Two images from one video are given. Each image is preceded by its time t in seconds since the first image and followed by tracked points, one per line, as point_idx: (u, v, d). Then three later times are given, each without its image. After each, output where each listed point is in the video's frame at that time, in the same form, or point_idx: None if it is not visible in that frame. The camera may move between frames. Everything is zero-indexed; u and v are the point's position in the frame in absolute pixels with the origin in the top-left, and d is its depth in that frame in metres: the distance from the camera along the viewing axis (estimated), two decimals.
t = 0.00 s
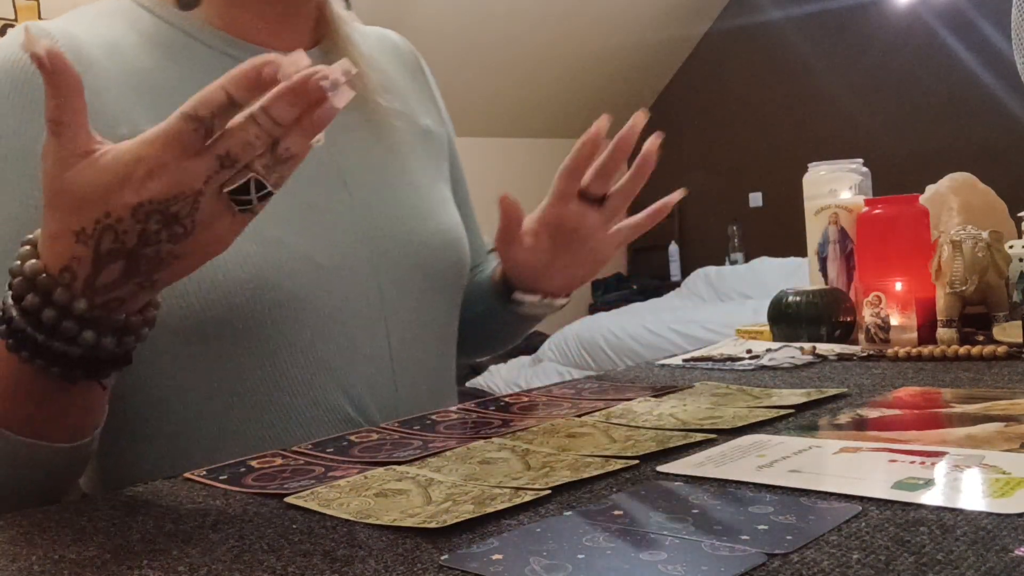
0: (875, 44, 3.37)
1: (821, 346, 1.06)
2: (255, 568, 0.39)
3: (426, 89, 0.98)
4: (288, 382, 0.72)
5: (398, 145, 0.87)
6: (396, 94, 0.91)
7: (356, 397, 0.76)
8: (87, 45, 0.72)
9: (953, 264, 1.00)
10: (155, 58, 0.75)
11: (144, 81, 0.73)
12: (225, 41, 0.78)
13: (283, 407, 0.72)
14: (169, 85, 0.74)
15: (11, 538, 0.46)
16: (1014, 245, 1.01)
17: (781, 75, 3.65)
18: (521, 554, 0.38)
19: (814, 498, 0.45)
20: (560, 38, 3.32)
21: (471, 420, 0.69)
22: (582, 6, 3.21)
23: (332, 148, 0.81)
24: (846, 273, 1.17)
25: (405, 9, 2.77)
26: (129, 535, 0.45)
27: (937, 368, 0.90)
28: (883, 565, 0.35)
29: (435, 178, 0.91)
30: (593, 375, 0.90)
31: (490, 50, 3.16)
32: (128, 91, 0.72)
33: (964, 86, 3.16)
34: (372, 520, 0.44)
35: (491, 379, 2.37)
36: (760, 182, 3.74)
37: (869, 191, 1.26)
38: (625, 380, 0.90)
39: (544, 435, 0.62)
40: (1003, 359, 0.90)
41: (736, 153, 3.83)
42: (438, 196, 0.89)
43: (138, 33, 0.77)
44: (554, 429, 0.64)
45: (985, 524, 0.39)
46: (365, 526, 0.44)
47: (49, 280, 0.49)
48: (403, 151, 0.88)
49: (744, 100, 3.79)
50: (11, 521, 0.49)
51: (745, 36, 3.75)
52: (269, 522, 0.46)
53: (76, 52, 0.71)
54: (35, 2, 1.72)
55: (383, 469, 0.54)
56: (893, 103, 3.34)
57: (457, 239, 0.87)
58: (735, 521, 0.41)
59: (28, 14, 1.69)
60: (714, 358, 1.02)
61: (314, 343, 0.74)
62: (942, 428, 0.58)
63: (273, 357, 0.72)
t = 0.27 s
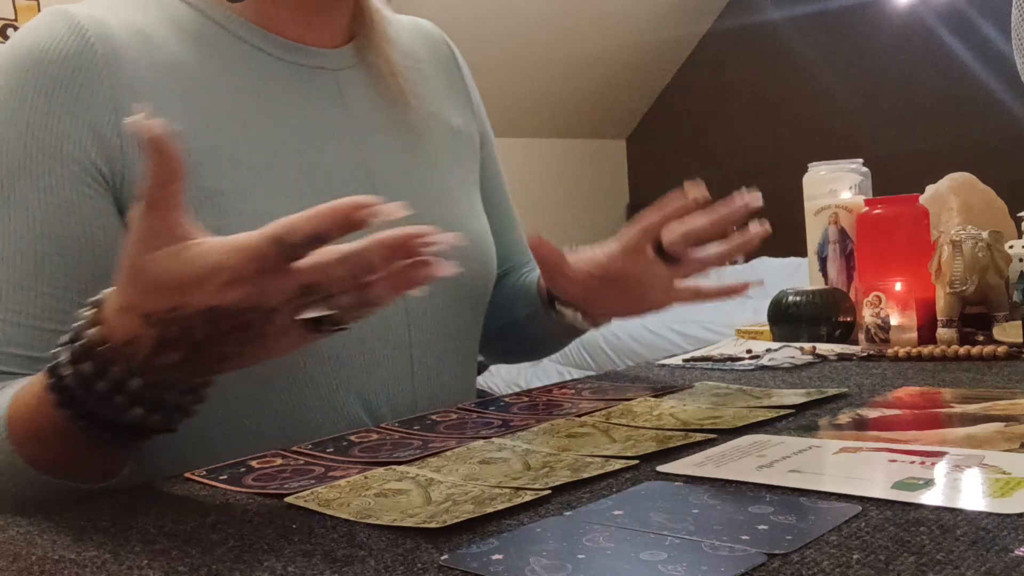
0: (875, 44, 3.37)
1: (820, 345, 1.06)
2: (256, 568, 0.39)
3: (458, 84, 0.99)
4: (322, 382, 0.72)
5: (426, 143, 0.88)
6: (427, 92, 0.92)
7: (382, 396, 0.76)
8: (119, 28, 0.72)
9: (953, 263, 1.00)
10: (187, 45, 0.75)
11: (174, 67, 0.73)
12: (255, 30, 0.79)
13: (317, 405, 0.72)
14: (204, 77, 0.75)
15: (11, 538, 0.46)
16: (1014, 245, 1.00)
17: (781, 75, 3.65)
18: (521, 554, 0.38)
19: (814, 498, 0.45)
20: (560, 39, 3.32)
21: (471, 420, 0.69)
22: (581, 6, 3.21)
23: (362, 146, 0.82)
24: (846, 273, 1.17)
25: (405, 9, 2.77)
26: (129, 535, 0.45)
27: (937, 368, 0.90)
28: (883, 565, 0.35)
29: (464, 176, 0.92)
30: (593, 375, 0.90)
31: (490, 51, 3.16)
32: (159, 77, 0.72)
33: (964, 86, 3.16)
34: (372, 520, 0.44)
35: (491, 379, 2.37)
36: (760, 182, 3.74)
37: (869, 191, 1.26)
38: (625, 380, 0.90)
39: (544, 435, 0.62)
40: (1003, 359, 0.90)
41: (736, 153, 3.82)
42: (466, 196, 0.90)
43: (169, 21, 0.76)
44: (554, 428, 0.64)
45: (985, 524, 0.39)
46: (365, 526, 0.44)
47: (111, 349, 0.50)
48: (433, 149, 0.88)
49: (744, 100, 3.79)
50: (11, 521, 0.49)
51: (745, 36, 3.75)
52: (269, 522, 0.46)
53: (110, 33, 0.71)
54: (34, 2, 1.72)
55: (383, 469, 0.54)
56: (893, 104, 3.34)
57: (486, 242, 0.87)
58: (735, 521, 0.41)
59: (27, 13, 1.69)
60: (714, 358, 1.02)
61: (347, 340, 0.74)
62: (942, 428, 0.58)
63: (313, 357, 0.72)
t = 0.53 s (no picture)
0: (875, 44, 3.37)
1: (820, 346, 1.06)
2: (256, 568, 0.39)
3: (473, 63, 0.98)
4: (325, 384, 0.72)
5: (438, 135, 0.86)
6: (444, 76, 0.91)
7: (387, 398, 0.76)
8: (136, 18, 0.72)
9: (952, 263, 1.00)
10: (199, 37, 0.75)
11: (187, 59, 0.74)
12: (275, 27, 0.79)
13: (320, 405, 0.72)
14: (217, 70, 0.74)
15: (11, 538, 0.45)
16: (1013, 244, 0.99)
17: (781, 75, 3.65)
18: (521, 554, 0.38)
19: (813, 498, 0.45)
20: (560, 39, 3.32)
21: (471, 420, 0.69)
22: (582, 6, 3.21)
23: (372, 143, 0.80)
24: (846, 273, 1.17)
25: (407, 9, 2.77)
26: (129, 535, 0.45)
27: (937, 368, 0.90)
28: (883, 565, 0.35)
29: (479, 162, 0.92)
30: (593, 375, 0.90)
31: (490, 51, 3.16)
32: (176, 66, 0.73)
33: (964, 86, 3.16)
34: (372, 520, 0.44)
35: (491, 379, 2.37)
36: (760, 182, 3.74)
37: (869, 191, 1.26)
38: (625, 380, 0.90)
39: (543, 435, 0.62)
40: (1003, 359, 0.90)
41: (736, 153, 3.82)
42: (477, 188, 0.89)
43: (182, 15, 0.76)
44: (554, 428, 0.64)
45: (985, 524, 0.39)
46: (365, 526, 0.44)
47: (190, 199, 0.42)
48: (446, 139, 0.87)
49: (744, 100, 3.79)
50: (11, 521, 0.49)
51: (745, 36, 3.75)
52: (269, 522, 0.46)
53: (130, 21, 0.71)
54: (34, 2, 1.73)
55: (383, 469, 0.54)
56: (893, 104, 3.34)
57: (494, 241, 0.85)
58: (735, 521, 0.41)
59: (27, 13, 1.69)
60: (714, 358, 1.02)
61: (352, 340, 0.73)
62: (942, 428, 0.58)
63: (322, 360, 0.72)
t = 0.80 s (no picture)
0: (875, 44, 3.37)
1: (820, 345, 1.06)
2: (256, 568, 0.39)
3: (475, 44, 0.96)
4: (323, 384, 0.72)
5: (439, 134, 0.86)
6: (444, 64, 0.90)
7: (386, 398, 0.76)
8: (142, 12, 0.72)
9: (952, 263, 1.00)
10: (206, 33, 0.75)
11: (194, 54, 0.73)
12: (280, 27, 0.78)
13: (317, 405, 0.72)
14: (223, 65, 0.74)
15: (11, 538, 0.45)
16: (1014, 244, 0.98)
17: (781, 75, 3.66)
18: (521, 554, 0.38)
19: (813, 498, 0.45)
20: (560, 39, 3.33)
21: (471, 420, 0.69)
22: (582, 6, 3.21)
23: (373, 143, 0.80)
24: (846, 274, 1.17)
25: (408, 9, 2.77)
26: (129, 535, 0.45)
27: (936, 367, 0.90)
28: (883, 565, 0.35)
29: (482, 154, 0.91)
30: (593, 375, 0.90)
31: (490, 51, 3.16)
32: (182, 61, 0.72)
33: (964, 86, 3.17)
34: (371, 520, 0.44)
35: (491, 380, 2.37)
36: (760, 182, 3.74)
37: (869, 191, 1.26)
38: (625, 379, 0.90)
39: (543, 435, 0.62)
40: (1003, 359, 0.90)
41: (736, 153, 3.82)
42: (479, 186, 0.88)
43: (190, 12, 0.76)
44: (554, 428, 0.64)
45: (985, 524, 0.39)
46: (365, 526, 0.44)
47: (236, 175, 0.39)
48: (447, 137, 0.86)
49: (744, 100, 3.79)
50: (11, 521, 0.49)
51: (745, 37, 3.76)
52: (269, 523, 0.46)
53: (138, 16, 0.71)
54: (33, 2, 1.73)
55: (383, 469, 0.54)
56: (893, 104, 3.34)
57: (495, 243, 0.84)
58: (735, 521, 0.41)
59: (27, 13, 1.69)
60: (714, 358, 1.02)
61: (351, 341, 0.73)
62: (942, 428, 0.58)
63: (321, 361, 0.71)
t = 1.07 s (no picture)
0: (875, 44, 3.37)
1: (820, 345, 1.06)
2: (256, 568, 0.39)
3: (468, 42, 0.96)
4: (324, 384, 0.72)
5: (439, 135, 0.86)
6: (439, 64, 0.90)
7: (387, 397, 0.76)
8: (144, 11, 0.71)
9: (953, 263, 1.00)
10: (208, 34, 0.75)
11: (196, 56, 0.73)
12: (277, 28, 0.77)
13: (318, 405, 0.72)
14: (226, 68, 0.74)
15: (11, 538, 0.45)
16: (1013, 245, 0.99)
17: (781, 75, 3.65)
18: (521, 554, 0.38)
19: (813, 498, 0.45)
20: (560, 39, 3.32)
21: (471, 420, 0.69)
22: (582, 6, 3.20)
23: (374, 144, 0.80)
24: (846, 274, 1.17)
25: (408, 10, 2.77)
26: (129, 535, 0.45)
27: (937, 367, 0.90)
28: (883, 565, 0.35)
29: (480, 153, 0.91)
30: (594, 375, 0.90)
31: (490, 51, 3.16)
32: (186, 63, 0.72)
33: (965, 86, 3.17)
34: (371, 520, 0.44)
35: (491, 380, 2.37)
36: (760, 182, 3.74)
37: (869, 191, 1.26)
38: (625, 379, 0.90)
39: (543, 435, 0.62)
40: (1003, 359, 0.90)
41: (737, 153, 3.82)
42: (479, 186, 0.89)
43: (192, 14, 0.76)
44: (554, 428, 0.64)
45: (986, 524, 0.39)
46: (365, 526, 0.44)
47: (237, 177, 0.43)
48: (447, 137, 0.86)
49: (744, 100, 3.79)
50: (11, 522, 0.49)
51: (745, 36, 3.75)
52: (269, 522, 0.46)
53: (139, 15, 0.70)
54: (33, 2, 1.74)
55: (383, 469, 0.54)
56: (894, 104, 3.34)
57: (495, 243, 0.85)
58: (735, 521, 0.41)
59: (28, 13, 1.70)
60: (714, 358, 1.02)
61: (353, 341, 0.73)
62: (942, 428, 0.58)
63: (321, 360, 0.71)
